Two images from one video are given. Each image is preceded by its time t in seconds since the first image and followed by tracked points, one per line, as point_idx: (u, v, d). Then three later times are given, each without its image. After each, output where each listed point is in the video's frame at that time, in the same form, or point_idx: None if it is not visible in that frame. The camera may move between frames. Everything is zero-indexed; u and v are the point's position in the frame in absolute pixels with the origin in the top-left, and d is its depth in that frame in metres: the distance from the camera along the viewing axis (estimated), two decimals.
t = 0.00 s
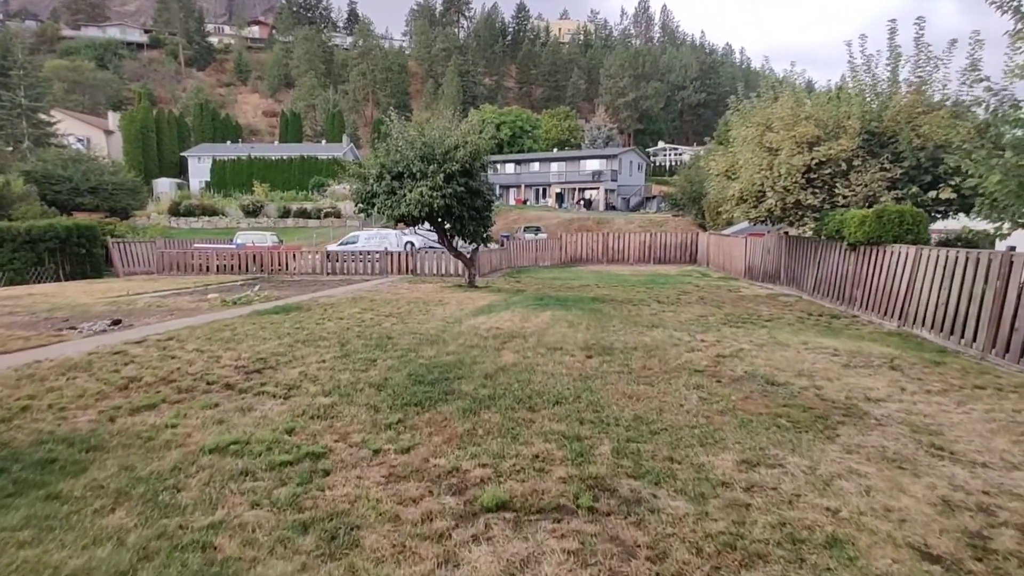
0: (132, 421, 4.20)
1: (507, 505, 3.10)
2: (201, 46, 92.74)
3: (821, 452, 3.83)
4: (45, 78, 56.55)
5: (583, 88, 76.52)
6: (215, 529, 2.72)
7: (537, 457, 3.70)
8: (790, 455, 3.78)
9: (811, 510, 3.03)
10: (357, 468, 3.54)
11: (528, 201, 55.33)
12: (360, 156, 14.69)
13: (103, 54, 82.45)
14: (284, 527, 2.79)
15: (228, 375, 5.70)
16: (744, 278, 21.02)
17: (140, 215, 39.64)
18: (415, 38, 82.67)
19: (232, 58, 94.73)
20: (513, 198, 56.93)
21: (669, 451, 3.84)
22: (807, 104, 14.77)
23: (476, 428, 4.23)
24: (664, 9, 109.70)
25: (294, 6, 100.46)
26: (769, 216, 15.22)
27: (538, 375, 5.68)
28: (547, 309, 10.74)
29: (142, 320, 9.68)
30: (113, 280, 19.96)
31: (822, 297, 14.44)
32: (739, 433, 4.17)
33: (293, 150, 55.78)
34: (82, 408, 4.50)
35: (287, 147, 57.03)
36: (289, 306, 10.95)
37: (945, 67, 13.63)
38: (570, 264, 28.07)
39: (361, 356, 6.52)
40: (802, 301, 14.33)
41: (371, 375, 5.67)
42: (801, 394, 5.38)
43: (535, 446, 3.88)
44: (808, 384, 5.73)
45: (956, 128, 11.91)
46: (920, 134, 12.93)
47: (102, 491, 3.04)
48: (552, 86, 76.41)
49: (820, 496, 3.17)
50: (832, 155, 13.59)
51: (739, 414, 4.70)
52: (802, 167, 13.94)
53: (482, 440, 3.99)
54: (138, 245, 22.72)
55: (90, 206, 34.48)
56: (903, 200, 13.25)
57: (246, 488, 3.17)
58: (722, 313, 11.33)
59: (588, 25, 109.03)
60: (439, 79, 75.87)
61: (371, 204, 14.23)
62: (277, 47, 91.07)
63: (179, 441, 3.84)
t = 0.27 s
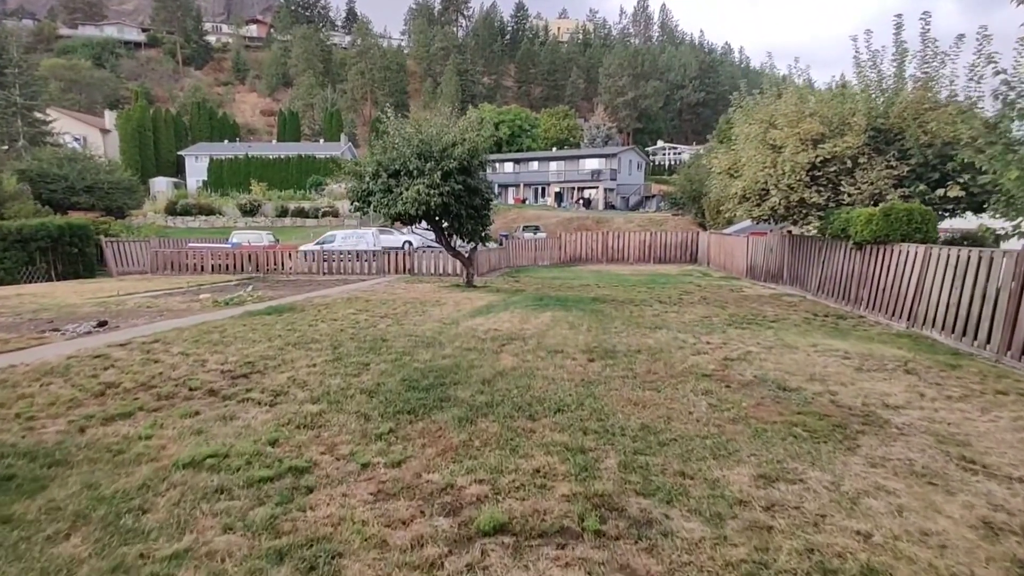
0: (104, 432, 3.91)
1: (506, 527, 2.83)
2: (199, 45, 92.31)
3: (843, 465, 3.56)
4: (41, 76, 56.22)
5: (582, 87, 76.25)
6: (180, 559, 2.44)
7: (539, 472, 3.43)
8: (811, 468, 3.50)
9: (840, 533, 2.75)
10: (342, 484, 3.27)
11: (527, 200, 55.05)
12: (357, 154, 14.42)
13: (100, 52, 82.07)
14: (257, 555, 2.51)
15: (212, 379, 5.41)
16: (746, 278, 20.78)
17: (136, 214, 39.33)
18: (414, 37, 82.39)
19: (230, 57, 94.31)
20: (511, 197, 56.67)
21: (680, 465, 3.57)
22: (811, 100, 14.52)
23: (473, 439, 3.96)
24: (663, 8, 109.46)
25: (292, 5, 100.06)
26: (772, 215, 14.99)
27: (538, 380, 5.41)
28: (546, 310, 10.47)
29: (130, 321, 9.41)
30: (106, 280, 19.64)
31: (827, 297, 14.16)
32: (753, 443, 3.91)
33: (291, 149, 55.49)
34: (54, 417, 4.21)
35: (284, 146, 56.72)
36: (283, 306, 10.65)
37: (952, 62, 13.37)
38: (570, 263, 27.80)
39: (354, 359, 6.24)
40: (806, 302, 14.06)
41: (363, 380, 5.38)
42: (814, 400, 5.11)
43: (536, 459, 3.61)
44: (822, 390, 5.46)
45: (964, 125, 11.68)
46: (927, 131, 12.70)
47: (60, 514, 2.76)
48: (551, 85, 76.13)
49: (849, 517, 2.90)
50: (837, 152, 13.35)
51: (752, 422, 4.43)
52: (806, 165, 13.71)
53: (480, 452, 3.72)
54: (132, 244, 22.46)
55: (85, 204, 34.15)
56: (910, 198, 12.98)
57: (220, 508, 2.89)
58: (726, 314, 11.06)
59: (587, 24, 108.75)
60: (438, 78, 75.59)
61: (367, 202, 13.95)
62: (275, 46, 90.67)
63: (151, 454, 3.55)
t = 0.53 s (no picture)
0: (68, 452, 3.59)
1: (504, 565, 2.53)
2: (197, 43, 91.82)
3: (872, 488, 3.26)
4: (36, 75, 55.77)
5: (581, 87, 75.87)
6: None
7: (541, 498, 3.13)
8: (838, 493, 3.20)
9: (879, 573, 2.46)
10: (325, 512, 2.96)
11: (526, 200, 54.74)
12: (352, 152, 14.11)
13: (97, 51, 81.57)
14: None
15: (195, 389, 5.11)
16: (748, 278, 20.50)
17: (132, 214, 39.00)
18: (412, 36, 82.07)
19: (228, 56, 93.82)
20: (510, 197, 56.36)
21: (694, 489, 3.27)
22: (816, 97, 14.27)
23: (470, 459, 3.66)
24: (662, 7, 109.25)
25: (290, 4, 99.60)
26: (776, 214, 14.76)
27: (540, 391, 5.10)
28: (547, 312, 10.17)
29: (115, 325, 9.07)
30: (98, 280, 19.30)
31: (833, 299, 13.86)
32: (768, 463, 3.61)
33: (288, 148, 55.12)
34: (16, 434, 3.89)
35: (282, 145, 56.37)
36: (275, 308, 10.33)
37: (960, 58, 13.10)
38: (569, 263, 27.51)
39: (345, 367, 5.92)
40: (811, 304, 13.76)
41: (353, 390, 5.08)
42: (832, 412, 4.82)
43: (537, 482, 3.31)
44: (839, 400, 5.16)
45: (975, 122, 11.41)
46: (936, 129, 12.43)
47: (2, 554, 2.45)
48: (550, 85, 75.76)
49: (887, 553, 2.60)
50: (843, 151, 13.10)
51: (768, 438, 4.11)
52: (811, 163, 13.47)
53: (476, 474, 3.43)
54: (125, 245, 22.16)
55: (81, 204, 33.76)
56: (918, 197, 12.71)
57: (186, 544, 2.59)
58: (732, 317, 10.78)
59: (586, 23, 108.52)
60: (436, 77, 75.28)
61: (363, 202, 13.64)
62: (273, 45, 90.20)
63: (114, 478, 3.23)
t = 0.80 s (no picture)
0: (35, 468, 3.30)
1: None
2: (196, 42, 91.49)
3: (913, 509, 2.97)
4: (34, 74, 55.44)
5: (581, 86, 75.53)
6: None
7: (550, 522, 2.85)
8: (876, 514, 2.92)
9: None
10: (311, 539, 2.68)
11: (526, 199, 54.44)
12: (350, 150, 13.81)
13: (95, 50, 81.24)
14: None
15: (180, 396, 4.81)
16: (752, 278, 20.24)
17: (129, 213, 38.71)
18: (411, 35, 81.76)
19: (227, 55, 93.46)
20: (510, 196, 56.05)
21: (718, 510, 2.98)
22: (823, 92, 13.98)
23: (472, 476, 3.37)
24: (661, 6, 108.86)
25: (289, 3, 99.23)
26: (782, 213, 14.53)
27: (546, 398, 4.81)
28: (549, 313, 9.90)
29: (104, 326, 8.78)
30: (92, 280, 19.00)
31: (841, 300, 13.59)
32: (796, 479, 3.33)
33: (287, 147, 54.80)
34: None
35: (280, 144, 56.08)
36: (270, 309, 10.04)
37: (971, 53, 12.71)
38: (570, 263, 27.23)
39: (340, 372, 5.63)
40: (819, 304, 13.47)
41: (348, 398, 4.79)
42: (856, 420, 4.53)
43: (546, 503, 3.03)
44: (862, 407, 4.87)
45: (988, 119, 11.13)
46: (947, 125, 12.15)
47: None
48: (550, 84, 75.44)
49: None
50: (851, 149, 12.84)
51: (793, 451, 3.83)
52: (819, 160, 13.22)
53: (479, 493, 3.15)
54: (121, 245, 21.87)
55: (78, 203, 33.45)
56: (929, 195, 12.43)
57: None
58: (739, 318, 10.50)
59: (586, 22, 108.16)
60: (436, 76, 74.98)
61: (360, 200, 13.35)
62: (272, 44, 89.84)
63: (80, 499, 2.94)
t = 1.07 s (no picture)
0: None
1: None
2: (195, 42, 91.22)
3: (968, 543, 2.68)
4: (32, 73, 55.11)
5: (581, 85, 75.22)
6: None
7: (565, 558, 2.56)
8: (928, 549, 2.62)
9: None
10: None
11: (526, 198, 54.19)
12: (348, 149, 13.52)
13: (94, 49, 80.88)
14: None
15: (165, 408, 4.51)
16: (756, 278, 19.96)
17: (127, 212, 38.41)
18: (411, 34, 81.45)
19: (226, 54, 93.17)
20: (510, 195, 55.74)
21: (751, 543, 2.69)
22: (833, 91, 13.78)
23: (476, 501, 3.08)
24: (661, 6, 108.50)
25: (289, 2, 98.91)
26: (790, 212, 14.26)
27: (555, 411, 4.51)
28: (553, 316, 9.62)
29: (93, 330, 8.47)
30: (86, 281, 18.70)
31: (849, 301, 13.33)
32: (833, 505, 3.03)
33: (286, 146, 54.52)
34: None
35: (280, 144, 55.79)
36: (265, 312, 9.72)
37: (984, 48, 12.41)
38: (571, 263, 26.94)
39: (335, 381, 5.33)
40: (828, 306, 13.16)
41: (343, 410, 4.49)
42: (887, 433, 4.23)
43: (560, 534, 2.74)
44: (890, 419, 4.57)
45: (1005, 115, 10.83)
46: (961, 122, 11.86)
47: None
48: (550, 83, 75.16)
49: None
50: (861, 147, 12.64)
51: (825, 471, 3.52)
52: (828, 159, 12.98)
53: (484, 523, 2.85)
54: (116, 245, 21.55)
55: (76, 203, 33.13)
56: (941, 194, 12.15)
57: None
58: (748, 321, 10.19)
59: (586, 22, 107.78)
60: (435, 76, 74.70)
61: (359, 199, 13.05)
62: (271, 43, 89.58)
63: (40, 534, 2.62)
